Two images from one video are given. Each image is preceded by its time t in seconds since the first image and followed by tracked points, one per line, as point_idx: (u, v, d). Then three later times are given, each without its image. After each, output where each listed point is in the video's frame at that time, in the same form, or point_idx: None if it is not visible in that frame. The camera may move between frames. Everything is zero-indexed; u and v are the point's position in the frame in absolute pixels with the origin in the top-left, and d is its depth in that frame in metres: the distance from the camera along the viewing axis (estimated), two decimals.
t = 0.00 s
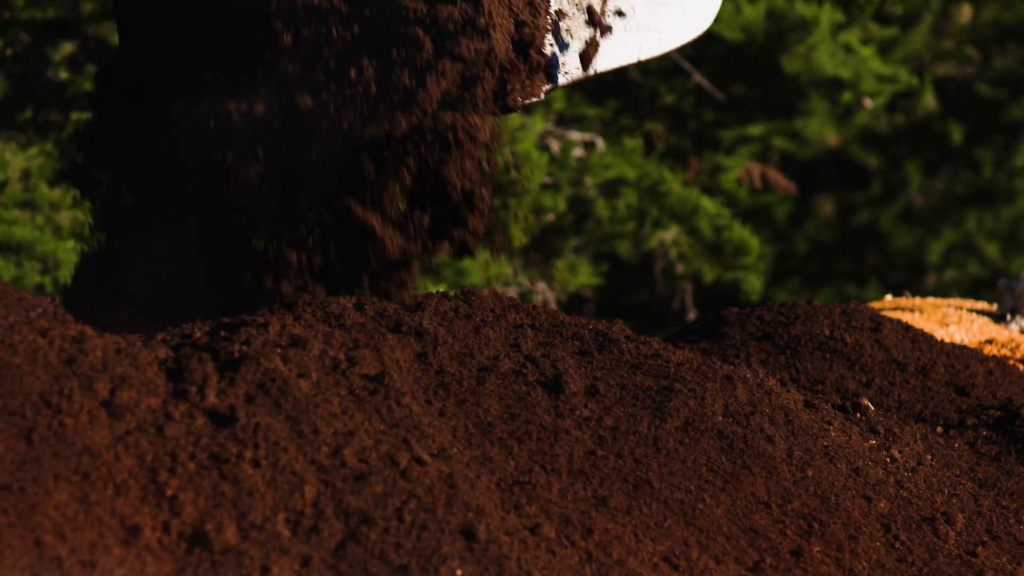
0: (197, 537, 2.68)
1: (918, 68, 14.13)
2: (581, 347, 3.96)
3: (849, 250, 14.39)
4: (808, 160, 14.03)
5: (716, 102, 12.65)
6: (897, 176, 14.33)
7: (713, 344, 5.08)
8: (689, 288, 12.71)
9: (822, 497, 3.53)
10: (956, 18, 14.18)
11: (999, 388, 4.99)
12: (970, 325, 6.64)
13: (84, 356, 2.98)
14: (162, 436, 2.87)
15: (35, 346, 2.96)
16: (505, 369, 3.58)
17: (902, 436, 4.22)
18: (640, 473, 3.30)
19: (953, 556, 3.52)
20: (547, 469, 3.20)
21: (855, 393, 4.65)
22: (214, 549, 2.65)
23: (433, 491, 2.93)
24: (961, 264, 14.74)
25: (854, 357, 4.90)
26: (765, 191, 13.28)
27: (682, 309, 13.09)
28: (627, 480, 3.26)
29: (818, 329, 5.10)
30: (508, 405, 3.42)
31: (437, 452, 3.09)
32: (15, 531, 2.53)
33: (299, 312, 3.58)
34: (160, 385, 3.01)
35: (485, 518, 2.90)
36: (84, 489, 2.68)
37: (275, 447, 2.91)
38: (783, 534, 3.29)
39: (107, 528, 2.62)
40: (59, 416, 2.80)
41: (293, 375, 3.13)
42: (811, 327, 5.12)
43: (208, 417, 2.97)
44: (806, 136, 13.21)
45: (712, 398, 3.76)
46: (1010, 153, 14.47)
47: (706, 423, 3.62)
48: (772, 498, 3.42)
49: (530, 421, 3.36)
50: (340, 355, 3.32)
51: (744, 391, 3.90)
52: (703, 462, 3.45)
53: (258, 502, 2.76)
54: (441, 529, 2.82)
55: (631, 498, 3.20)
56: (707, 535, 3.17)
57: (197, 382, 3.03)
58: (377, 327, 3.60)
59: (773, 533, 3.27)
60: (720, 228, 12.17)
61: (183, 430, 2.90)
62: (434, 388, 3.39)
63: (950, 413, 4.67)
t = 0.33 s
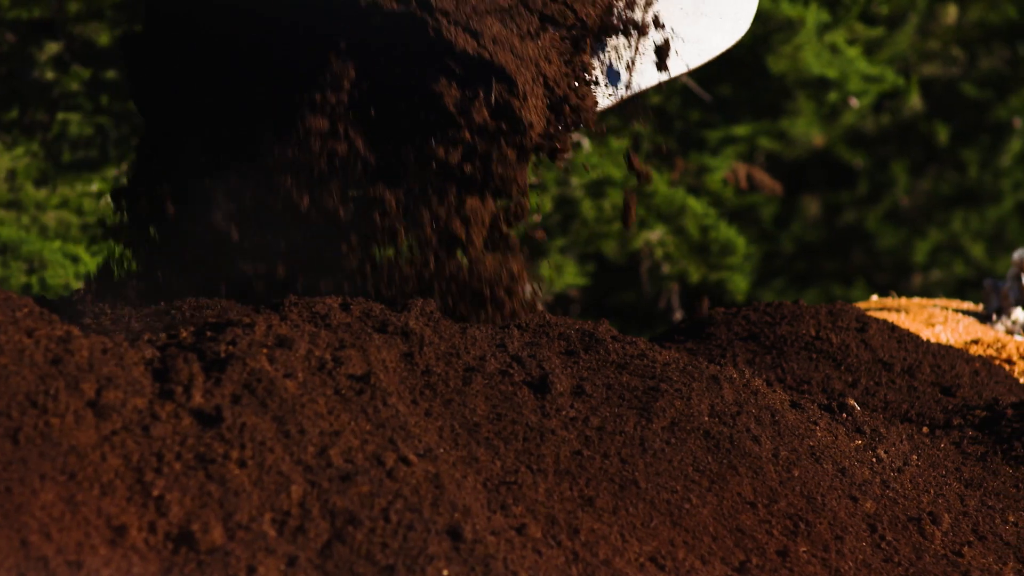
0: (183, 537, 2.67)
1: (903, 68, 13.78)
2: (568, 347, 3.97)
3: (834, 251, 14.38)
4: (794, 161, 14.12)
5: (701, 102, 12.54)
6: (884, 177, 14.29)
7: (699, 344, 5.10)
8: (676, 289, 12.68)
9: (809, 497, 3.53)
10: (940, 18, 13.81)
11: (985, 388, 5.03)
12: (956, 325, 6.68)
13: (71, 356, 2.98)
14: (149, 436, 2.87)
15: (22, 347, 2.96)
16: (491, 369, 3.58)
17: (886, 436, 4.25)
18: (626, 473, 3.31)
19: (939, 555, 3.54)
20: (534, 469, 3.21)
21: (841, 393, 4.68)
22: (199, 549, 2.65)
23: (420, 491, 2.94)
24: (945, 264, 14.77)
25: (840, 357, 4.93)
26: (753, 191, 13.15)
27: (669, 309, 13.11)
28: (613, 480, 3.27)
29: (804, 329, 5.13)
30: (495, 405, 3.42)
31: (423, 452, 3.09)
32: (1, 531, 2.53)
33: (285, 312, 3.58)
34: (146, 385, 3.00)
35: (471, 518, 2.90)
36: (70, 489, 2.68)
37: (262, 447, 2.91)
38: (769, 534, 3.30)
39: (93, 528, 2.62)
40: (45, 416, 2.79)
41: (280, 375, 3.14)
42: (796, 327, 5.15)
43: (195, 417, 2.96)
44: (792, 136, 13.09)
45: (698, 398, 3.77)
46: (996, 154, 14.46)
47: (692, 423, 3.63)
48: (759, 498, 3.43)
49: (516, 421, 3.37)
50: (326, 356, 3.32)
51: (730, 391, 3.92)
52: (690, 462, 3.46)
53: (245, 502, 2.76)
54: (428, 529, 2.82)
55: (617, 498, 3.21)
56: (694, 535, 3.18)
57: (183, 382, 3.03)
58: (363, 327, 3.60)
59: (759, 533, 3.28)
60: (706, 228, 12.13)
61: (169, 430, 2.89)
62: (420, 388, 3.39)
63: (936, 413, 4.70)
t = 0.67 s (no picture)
0: (172, 537, 2.67)
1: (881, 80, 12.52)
2: (556, 347, 3.97)
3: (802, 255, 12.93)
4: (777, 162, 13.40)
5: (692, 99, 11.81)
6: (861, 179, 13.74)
7: (687, 344, 5.11)
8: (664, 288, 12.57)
9: (797, 497, 3.54)
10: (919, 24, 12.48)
11: (972, 387, 5.07)
12: (944, 325, 6.71)
13: (59, 356, 2.98)
14: (137, 436, 2.86)
15: (10, 347, 2.96)
16: (479, 369, 3.59)
17: (873, 436, 4.25)
18: (614, 473, 3.31)
19: (927, 556, 3.54)
20: (522, 469, 3.21)
21: (829, 393, 4.70)
22: (188, 548, 2.64)
23: (407, 490, 2.94)
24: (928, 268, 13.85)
25: (828, 357, 4.96)
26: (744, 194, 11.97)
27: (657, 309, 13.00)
28: (601, 479, 3.28)
29: (793, 329, 5.15)
30: (483, 405, 3.43)
31: (411, 452, 3.09)
32: None
33: (273, 312, 3.58)
34: (134, 385, 3.01)
35: (459, 518, 2.91)
36: (58, 489, 2.67)
37: (250, 447, 2.91)
38: (758, 534, 3.30)
39: (81, 527, 2.61)
40: (33, 416, 2.79)
41: (268, 375, 3.15)
42: (785, 327, 5.16)
43: (183, 417, 2.97)
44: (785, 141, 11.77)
45: (686, 398, 3.78)
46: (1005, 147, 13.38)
47: (680, 423, 3.64)
48: (747, 498, 3.44)
49: (505, 421, 3.37)
50: (314, 356, 3.33)
51: (718, 391, 3.92)
52: (678, 461, 3.47)
53: (233, 502, 2.76)
54: (416, 529, 2.83)
55: (605, 497, 3.21)
56: (682, 535, 3.18)
57: (172, 381, 3.03)
58: (351, 327, 3.61)
59: (747, 532, 3.29)
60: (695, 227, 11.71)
61: (157, 430, 2.90)
62: (408, 387, 3.40)
63: (923, 413, 4.71)
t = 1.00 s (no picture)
0: (157, 537, 2.66)
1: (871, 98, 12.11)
2: (542, 347, 3.97)
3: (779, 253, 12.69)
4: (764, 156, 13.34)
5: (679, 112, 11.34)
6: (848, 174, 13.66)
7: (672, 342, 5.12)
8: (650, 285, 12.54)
9: (783, 497, 3.55)
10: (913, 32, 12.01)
11: (958, 387, 5.09)
12: (929, 324, 6.74)
13: (45, 356, 2.98)
14: (122, 436, 2.86)
15: None
16: (465, 369, 3.59)
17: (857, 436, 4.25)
18: (600, 473, 3.32)
19: (913, 556, 3.55)
20: (507, 469, 3.22)
21: (814, 393, 4.74)
22: (173, 548, 2.64)
23: (393, 490, 2.94)
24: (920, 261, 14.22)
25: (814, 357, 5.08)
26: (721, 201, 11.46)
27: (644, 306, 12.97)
28: (587, 479, 3.28)
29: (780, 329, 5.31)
30: (468, 404, 3.43)
31: (397, 452, 3.09)
32: None
33: (259, 311, 3.58)
34: (120, 385, 3.01)
35: (445, 518, 2.91)
36: (44, 489, 2.67)
37: (235, 446, 2.91)
38: (743, 533, 3.31)
39: (67, 527, 2.61)
40: (19, 415, 2.80)
41: (253, 374, 3.14)
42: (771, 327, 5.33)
43: (169, 417, 2.96)
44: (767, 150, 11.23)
45: (671, 398, 3.78)
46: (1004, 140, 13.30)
47: (666, 422, 3.65)
48: (733, 498, 3.45)
49: (490, 421, 3.38)
50: (300, 355, 3.33)
51: (704, 391, 3.93)
52: (664, 461, 3.48)
53: (219, 502, 2.75)
54: (402, 529, 2.83)
55: (591, 497, 3.22)
56: (668, 535, 3.19)
57: (157, 381, 3.04)
58: (337, 326, 3.61)
59: (733, 532, 3.30)
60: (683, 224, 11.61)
61: (142, 429, 2.89)
62: (394, 387, 3.40)
63: (909, 413, 4.74)
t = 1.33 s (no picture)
0: (137, 537, 2.67)
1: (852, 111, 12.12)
2: (522, 346, 3.95)
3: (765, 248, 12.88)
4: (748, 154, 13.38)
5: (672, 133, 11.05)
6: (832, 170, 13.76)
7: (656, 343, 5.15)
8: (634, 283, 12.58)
9: (762, 497, 3.56)
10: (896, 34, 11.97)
11: (937, 387, 5.16)
12: (909, 324, 6.78)
13: (24, 355, 2.99)
14: (101, 436, 2.86)
15: None
16: (444, 369, 3.59)
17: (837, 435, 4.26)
18: (579, 473, 3.33)
19: (892, 556, 3.55)
20: (486, 469, 3.22)
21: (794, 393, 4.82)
22: (153, 548, 2.65)
23: (373, 490, 2.94)
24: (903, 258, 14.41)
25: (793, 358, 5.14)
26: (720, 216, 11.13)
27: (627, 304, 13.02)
28: (566, 479, 3.29)
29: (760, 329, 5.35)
30: (448, 404, 3.43)
31: (377, 452, 3.09)
32: None
33: (239, 310, 3.58)
34: (99, 384, 3.01)
35: (424, 517, 2.91)
36: (22, 489, 2.69)
37: (215, 446, 2.90)
38: (722, 534, 3.33)
39: (45, 528, 2.62)
40: None
41: (233, 374, 3.14)
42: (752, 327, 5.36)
43: (148, 417, 2.96)
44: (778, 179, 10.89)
45: (651, 398, 3.78)
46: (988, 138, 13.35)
47: (645, 422, 3.65)
48: (712, 498, 3.46)
49: (469, 421, 3.38)
50: (280, 355, 3.33)
51: (684, 391, 3.93)
52: (643, 461, 3.48)
53: (198, 502, 2.75)
54: (381, 528, 2.83)
55: (570, 497, 3.23)
56: (647, 535, 3.20)
57: (136, 381, 3.03)
58: (316, 326, 3.61)
59: (712, 533, 3.32)
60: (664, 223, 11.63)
61: (122, 429, 2.89)
62: (373, 387, 3.40)
63: (889, 413, 4.77)
